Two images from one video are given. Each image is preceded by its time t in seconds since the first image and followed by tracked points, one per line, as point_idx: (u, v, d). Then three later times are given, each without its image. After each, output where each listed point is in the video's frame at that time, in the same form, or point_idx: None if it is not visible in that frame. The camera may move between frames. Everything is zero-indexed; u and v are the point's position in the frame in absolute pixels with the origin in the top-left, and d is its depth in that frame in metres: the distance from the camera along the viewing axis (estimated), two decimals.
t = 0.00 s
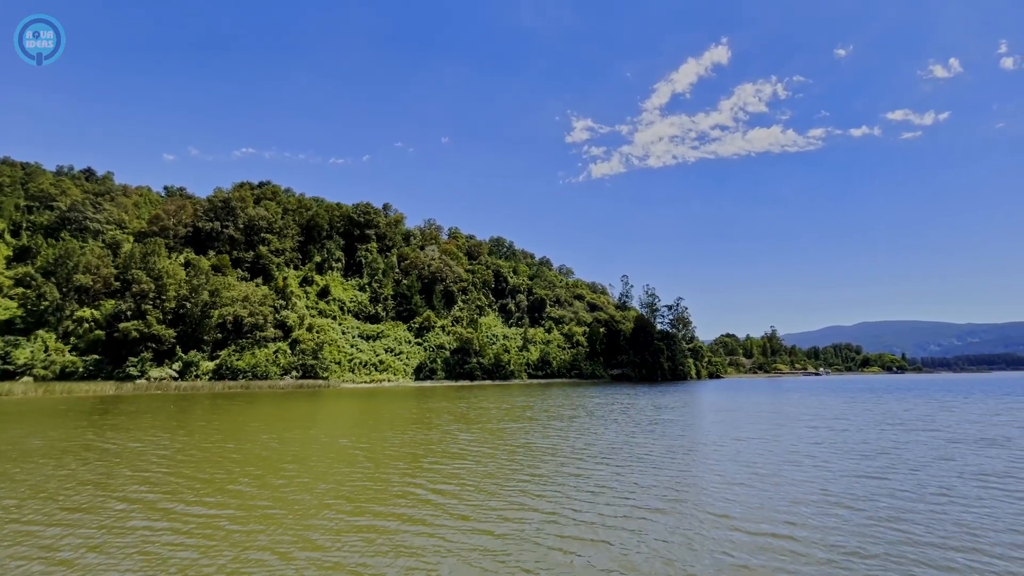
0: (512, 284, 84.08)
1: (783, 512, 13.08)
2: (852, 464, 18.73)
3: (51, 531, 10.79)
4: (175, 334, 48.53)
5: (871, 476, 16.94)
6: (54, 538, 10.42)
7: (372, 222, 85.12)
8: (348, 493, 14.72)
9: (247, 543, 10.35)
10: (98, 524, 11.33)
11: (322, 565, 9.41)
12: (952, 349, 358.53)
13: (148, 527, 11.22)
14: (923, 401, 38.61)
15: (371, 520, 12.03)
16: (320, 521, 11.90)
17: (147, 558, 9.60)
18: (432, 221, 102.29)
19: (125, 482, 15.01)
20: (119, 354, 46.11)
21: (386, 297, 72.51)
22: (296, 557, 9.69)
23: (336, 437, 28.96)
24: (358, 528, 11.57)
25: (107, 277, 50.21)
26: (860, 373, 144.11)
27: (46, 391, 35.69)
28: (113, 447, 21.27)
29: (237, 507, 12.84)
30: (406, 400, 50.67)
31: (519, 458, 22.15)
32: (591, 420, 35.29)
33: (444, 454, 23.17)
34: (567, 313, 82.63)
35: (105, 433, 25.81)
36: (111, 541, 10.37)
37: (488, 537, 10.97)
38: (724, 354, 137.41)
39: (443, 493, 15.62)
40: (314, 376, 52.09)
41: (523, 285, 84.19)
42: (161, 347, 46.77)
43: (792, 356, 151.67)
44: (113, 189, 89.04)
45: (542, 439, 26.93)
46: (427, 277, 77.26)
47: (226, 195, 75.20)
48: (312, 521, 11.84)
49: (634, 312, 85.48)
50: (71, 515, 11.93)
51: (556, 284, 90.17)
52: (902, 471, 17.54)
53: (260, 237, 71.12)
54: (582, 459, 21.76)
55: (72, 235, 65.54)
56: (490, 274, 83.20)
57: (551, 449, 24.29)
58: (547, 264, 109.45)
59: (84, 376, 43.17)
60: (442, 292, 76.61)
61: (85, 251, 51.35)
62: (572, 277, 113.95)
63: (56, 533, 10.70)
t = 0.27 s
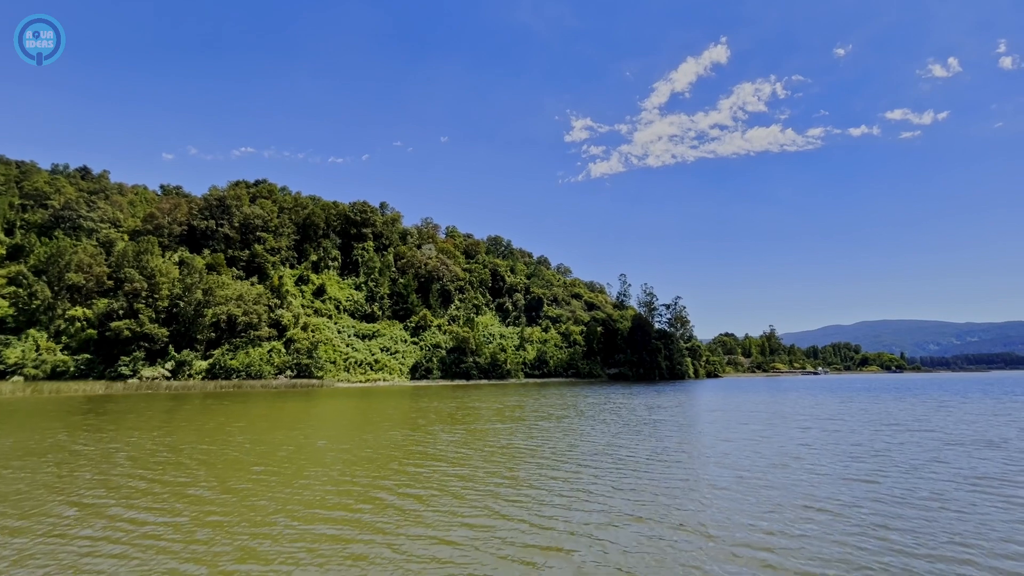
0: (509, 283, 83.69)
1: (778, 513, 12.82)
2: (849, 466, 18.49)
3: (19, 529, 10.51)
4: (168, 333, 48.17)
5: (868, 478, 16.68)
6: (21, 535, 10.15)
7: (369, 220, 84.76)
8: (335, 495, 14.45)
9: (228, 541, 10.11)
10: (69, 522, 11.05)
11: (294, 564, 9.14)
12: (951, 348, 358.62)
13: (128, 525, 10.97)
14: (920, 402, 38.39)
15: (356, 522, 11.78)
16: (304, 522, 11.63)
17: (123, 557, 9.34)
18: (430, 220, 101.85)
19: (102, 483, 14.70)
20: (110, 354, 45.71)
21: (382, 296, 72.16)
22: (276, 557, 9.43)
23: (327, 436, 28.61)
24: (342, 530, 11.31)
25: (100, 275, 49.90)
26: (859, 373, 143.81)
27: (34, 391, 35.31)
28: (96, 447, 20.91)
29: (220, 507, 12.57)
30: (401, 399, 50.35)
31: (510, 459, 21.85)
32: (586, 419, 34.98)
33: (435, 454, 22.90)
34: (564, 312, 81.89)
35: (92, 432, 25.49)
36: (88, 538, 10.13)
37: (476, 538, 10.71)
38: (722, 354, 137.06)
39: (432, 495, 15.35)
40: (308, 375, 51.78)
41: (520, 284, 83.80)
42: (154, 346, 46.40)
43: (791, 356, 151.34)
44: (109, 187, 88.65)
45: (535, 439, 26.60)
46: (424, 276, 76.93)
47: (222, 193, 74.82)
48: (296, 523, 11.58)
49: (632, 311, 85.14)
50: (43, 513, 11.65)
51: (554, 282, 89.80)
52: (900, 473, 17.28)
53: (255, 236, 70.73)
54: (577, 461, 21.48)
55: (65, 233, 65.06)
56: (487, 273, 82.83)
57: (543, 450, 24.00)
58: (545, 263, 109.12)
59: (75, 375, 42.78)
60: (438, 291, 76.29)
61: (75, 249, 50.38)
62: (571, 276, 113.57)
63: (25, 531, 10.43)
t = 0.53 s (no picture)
0: (507, 282, 83.26)
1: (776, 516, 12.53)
2: (847, 468, 18.23)
3: None
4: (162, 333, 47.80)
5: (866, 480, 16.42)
6: None
7: (366, 219, 84.36)
8: (325, 499, 14.19)
9: (209, 550, 9.84)
10: (40, 529, 10.76)
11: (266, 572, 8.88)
12: (950, 348, 358.27)
13: (107, 531, 10.69)
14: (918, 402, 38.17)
15: (345, 527, 11.56)
16: (290, 527, 11.42)
17: (100, 566, 9.06)
18: (427, 218, 101.37)
19: (81, 486, 14.38)
20: (103, 353, 45.22)
21: (379, 295, 71.81)
22: (258, 566, 9.19)
23: (319, 437, 28.27)
24: (331, 534, 11.08)
25: (93, 274, 49.48)
26: (858, 372, 143.45)
27: (24, 391, 34.94)
28: (80, 449, 20.56)
29: (205, 512, 12.28)
30: (396, 398, 50.03)
31: (502, 460, 21.57)
32: (583, 419, 34.66)
33: (429, 454, 22.62)
34: (562, 312, 81.48)
35: (80, 433, 25.13)
36: (67, 546, 9.86)
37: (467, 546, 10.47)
38: (721, 353, 136.66)
39: (424, 498, 15.07)
40: (303, 375, 51.43)
41: (518, 283, 83.46)
42: (147, 346, 46.02)
43: (790, 355, 150.86)
44: (105, 186, 88.22)
45: (528, 440, 26.31)
46: (421, 275, 76.58)
47: (217, 192, 74.43)
48: (284, 527, 11.32)
49: (630, 310, 84.82)
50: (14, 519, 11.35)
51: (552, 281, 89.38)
52: (899, 474, 17.03)
53: (251, 234, 70.35)
54: (573, 463, 21.20)
55: (59, 232, 64.57)
56: (484, 272, 82.47)
57: (536, 451, 23.73)
58: (543, 262, 108.78)
59: (67, 375, 42.31)
60: (435, 290, 75.87)
61: (68, 248, 50.31)
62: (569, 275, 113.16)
63: None
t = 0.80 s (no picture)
0: (505, 281, 82.81)
1: (769, 514, 12.24)
2: (845, 468, 17.88)
3: None
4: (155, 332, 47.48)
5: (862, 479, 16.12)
6: None
7: (364, 218, 84.09)
8: (308, 504, 13.90)
9: (181, 557, 9.56)
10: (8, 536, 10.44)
11: None
12: (950, 348, 357.75)
13: (79, 538, 10.37)
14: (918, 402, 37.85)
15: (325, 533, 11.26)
16: (268, 534, 11.12)
17: (67, 575, 8.78)
18: (425, 217, 100.99)
19: (58, 490, 14.05)
20: (95, 352, 44.80)
21: (376, 294, 71.44)
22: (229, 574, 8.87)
23: (310, 437, 27.92)
24: (309, 540, 10.80)
25: (86, 273, 49.06)
26: (859, 372, 142.92)
27: (13, 391, 34.58)
28: (65, 450, 20.22)
29: (182, 519, 11.99)
30: (392, 398, 49.67)
31: (495, 459, 21.24)
32: (579, 419, 34.27)
33: (419, 454, 22.30)
34: (560, 311, 80.77)
35: (68, 433, 24.86)
36: (38, 554, 9.60)
37: (449, 548, 10.18)
38: (721, 353, 136.21)
39: (410, 500, 14.77)
40: (299, 374, 51.07)
41: (516, 282, 83.07)
42: (140, 345, 45.65)
43: (790, 355, 150.35)
44: (101, 185, 87.91)
45: (523, 439, 25.95)
46: (418, 274, 76.20)
47: (214, 190, 74.08)
48: (261, 534, 11.04)
49: (628, 310, 84.42)
50: None
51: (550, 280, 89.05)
52: (895, 473, 16.74)
53: (248, 234, 70.06)
54: (568, 462, 20.87)
55: (54, 231, 64.26)
56: (482, 272, 82.06)
57: (530, 450, 23.39)
58: (542, 262, 108.39)
59: (58, 375, 41.87)
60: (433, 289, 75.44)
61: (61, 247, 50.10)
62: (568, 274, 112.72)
63: None
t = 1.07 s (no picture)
0: (503, 280, 82.45)
1: (765, 515, 11.97)
2: (843, 467, 17.61)
3: None
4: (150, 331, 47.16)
5: (860, 479, 15.86)
6: None
7: (362, 217, 83.83)
8: (294, 510, 13.64)
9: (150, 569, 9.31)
10: None
11: None
12: (951, 348, 357.12)
13: (46, 548, 10.10)
14: (917, 402, 37.49)
15: (309, 544, 11.01)
16: (250, 545, 10.85)
17: None
18: (424, 216, 100.65)
19: (34, 495, 13.75)
20: (89, 352, 44.45)
21: (373, 294, 71.09)
22: None
23: (302, 437, 27.61)
24: (290, 551, 10.54)
25: (80, 272, 48.72)
26: (859, 372, 142.50)
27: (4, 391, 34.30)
28: (50, 451, 19.95)
29: (163, 526, 11.74)
30: (389, 398, 49.34)
31: (486, 460, 20.90)
32: (575, 419, 33.89)
33: (412, 455, 22.00)
34: (559, 310, 79.69)
35: (57, 434, 24.59)
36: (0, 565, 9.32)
37: (435, 558, 9.90)
38: (721, 353, 135.85)
39: (399, 506, 14.50)
40: (294, 374, 50.74)
41: (514, 281, 82.68)
42: (134, 345, 45.32)
43: (790, 355, 149.96)
44: (99, 184, 87.64)
45: (517, 440, 25.60)
46: (416, 273, 75.84)
47: (211, 189, 73.80)
48: (243, 545, 10.78)
49: (627, 309, 84.03)
50: None
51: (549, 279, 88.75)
52: (893, 474, 16.47)
53: (244, 233, 69.79)
54: (563, 462, 20.57)
55: (50, 230, 63.96)
56: (481, 271, 81.66)
57: (523, 450, 23.09)
58: (541, 261, 108.11)
59: (51, 374, 41.61)
60: (430, 289, 75.07)
61: (55, 246, 49.79)
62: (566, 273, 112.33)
63: None
